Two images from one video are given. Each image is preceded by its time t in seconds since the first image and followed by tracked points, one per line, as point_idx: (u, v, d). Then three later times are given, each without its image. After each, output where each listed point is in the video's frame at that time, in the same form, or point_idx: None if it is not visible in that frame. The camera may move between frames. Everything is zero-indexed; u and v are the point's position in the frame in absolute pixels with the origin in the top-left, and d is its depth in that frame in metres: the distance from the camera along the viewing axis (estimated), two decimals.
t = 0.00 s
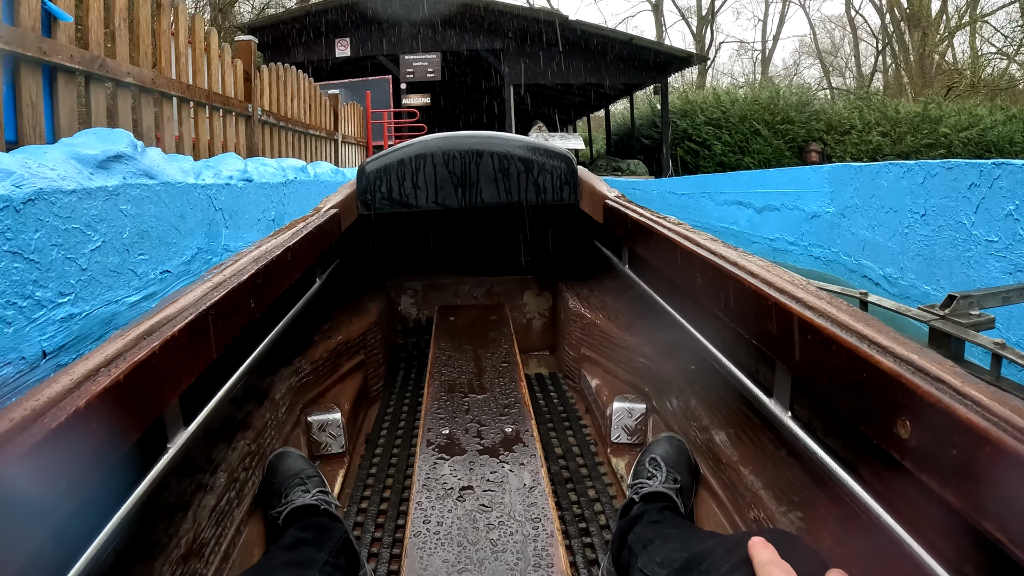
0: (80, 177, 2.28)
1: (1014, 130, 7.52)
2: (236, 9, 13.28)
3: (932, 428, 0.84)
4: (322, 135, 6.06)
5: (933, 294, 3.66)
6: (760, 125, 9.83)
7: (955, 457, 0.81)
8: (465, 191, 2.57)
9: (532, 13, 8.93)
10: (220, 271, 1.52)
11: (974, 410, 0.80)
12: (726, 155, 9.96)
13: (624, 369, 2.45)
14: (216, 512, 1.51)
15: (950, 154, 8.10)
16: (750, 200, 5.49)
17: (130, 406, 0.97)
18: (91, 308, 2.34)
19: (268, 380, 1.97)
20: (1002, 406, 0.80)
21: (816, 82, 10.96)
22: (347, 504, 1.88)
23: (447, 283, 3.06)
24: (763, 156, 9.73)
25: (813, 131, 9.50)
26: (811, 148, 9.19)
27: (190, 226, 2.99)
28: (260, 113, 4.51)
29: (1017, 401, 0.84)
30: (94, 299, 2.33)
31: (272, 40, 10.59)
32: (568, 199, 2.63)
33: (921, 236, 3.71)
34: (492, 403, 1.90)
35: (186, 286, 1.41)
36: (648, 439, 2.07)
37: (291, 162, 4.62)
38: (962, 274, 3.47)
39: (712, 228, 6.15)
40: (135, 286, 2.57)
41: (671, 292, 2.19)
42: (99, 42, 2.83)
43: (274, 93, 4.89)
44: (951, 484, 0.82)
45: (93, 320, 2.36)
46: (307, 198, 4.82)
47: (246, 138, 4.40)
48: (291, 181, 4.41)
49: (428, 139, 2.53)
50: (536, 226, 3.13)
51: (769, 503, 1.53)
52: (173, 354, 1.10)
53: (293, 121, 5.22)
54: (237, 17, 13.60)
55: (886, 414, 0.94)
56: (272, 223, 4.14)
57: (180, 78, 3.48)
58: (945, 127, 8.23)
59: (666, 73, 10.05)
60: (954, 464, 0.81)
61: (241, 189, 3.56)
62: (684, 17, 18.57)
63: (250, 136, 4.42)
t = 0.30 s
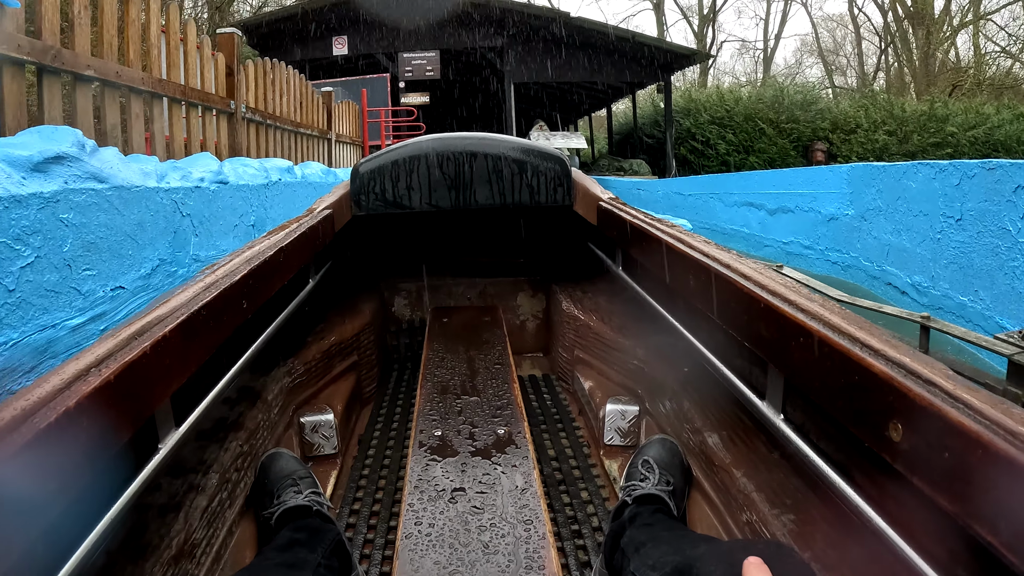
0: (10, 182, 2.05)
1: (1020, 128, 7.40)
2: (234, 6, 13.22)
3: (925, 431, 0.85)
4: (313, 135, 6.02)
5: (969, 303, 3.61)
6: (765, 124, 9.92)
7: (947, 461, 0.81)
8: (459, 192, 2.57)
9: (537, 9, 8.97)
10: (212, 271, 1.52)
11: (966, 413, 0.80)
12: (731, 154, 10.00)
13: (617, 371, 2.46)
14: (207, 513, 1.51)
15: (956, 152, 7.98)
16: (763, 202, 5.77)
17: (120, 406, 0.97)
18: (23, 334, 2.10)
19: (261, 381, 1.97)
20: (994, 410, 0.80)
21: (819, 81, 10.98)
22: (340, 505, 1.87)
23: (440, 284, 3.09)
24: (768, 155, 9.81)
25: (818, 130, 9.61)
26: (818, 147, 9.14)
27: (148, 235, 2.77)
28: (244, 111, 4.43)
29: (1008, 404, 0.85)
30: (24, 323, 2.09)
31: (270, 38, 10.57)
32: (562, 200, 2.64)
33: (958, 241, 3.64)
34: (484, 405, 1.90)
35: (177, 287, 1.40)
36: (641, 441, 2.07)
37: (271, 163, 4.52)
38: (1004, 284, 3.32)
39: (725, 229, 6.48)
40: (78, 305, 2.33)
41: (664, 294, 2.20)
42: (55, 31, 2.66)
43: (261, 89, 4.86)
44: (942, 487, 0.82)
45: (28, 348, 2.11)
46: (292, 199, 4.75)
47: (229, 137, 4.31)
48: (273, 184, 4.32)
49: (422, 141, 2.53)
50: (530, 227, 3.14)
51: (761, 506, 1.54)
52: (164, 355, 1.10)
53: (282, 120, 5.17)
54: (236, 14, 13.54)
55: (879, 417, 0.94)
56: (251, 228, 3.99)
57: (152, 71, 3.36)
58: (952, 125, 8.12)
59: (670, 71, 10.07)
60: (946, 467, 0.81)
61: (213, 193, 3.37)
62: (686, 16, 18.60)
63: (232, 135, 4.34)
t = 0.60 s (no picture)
0: None
1: None
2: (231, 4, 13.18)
3: (917, 432, 0.85)
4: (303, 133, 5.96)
5: (1009, 315, 3.36)
6: (769, 123, 9.95)
7: (939, 461, 0.82)
8: (454, 193, 2.58)
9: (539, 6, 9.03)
10: (208, 269, 1.52)
11: (959, 413, 0.81)
12: (736, 154, 10.13)
13: (612, 372, 2.46)
14: (200, 512, 1.50)
15: (962, 153, 7.61)
16: (774, 203, 5.81)
17: (113, 403, 0.97)
18: None
19: (256, 380, 1.97)
20: (986, 410, 0.81)
21: (822, 80, 10.95)
22: (333, 505, 1.87)
23: (435, 285, 3.07)
24: (772, 155, 9.86)
25: (823, 129, 9.59)
26: (823, 147, 9.20)
27: (98, 243, 2.65)
28: (226, 107, 4.36)
29: (1000, 404, 0.86)
30: None
31: (269, 35, 10.57)
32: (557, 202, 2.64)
33: (997, 248, 3.39)
34: (479, 405, 1.90)
35: (172, 284, 1.40)
36: (635, 442, 2.08)
37: (251, 164, 4.42)
38: None
39: (735, 231, 6.56)
40: (10, 329, 2.20)
41: (659, 296, 2.21)
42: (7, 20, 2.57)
43: (245, 85, 4.78)
44: (935, 486, 0.83)
45: None
46: (276, 202, 4.65)
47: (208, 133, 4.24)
48: (255, 184, 4.22)
49: (417, 141, 2.54)
50: (526, 228, 3.14)
51: (755, 507, 1.54)
52: (157, 352, 1.10)
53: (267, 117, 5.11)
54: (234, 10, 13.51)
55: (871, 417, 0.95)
56: (230, 234, 3.87)
57: (120, 64, 3.28)
58: (958, 123, 7.75)
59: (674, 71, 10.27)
60: (939, 467, 0.82)
61: (181, 197, 3.26)
62: (687, 15, 18.61)
63: (214, 131, 4.27)
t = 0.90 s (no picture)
0: None
1: None
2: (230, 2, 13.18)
3: (916, 433, 0.85)
4: (298, 131, 5.89)
5: None
6: (775, 121, 9.96)
7: (937, 461, 0.82)
8: (453, 193, 2.58)
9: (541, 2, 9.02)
10: (207, 269, 1.53)
11: (955, 414, 0.81)
12: (740, 152, 10.10)
13: (611, 374, 2.47)
14: (199, 511, 1.50)
15: (970, 152, 7.51)
16: (790, 205, 5.73)
17: (112, 400, 0.97)
18: None
19: (255, 380, 1.97)
20: (983, 410, 0.81)
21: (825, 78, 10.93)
22: (332, 505, 1.87)
23: (435, 285, 3.09)
24: (777, 153, 9.84)
25: (829, 127, 9.51)
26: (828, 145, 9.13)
27: (49, 256, 2.46)
28: (211, 103, 4.18)
29: (997, 404, 0.86)
30: None
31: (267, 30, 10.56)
32: (557, 203, 2.65)
33: None
34: (477, 405, 1.90)
35: (171, 283, 1.40)
36: (634, 443, 2.08)
37: (235, 163, 4.25)
38: None
39: (748, 232, 6.50)
40: None
41: (658, 297, 2.21)
42: None
43: (231, 79, 4.64)
44: (933, 487, 0.83)
45: None
46: (264, 203, 4.51)
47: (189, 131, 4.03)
48: (238, 185, 4.05)
49: (417, 142, 2.54)
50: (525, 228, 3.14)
51: (754, 509, 1.54)
52: (155, 351, 1.10)
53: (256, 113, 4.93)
54: (234, 8, 13.52)
55: (869, 418, 0.95)
56: (209, 240, 3.69)
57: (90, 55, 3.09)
58: (966, 122, 7.64)
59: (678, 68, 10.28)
60: (937, 467, 0.82)
61: (150, 200, 3.06)
62: (688, 14, 18.60)
63: (197, 128, 4.08)
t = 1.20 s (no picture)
0: None
1: None
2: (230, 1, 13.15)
3: (921, 428, 0.85)
4: (291, 128, 5.76)
5: None
6: (781, 118, 9.80)
7: (941, 456, 0.81)
8: (455, 193, 2.58)
9: None
10: (209, 271, 1.53)
11: (959, 408, 0.81)
12: (746, 150, 9.99)
13: (615, 372, 2.46)
14: (204, 512, 1.50)
15: (978, 149, 7.57)
16: (808, 205, 5.61)
17: (116, 402, 0.97)
18: None
19: (258, 382, 1.97)
20: (987, 404, 0.81)
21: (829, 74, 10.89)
22: (337, 506, 1.87)
23: (437, 285, 3.09)
24: (784, 151, 9.73)
25: (836, 125, 9.39)
26: (835, 143, 9.10)
27: None
28: (194, 97, 4.01)
29: (1001, 398, 0.86)
30: None
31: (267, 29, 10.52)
32: (559, 202, 2.64)
33: None
34: (481, 405, 1.90)
35: (174, 285, 1.40)
36: (639, 442, 2.07)
37: (217, 164, 4.04)
38: None
39: (760, 233, 6.45)
40: None
41: (662, 295, 2.20)
42: None
43: (218, 74, 4.46)
44: (937, 482, 0.82)
45: None
46: (251, 205, 4.31)
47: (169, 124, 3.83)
48: (220, 186, 3.81)
49: (419, 142, 2.54)
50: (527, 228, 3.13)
51: (758, 505, 1.53)
52: (158, 353, 1.10)
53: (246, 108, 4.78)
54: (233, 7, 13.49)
55: (873, 414, 0.94)
56: (184, 246, 3.43)
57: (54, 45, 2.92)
58: (974, 119, 7.69)
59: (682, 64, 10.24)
60: (942, 462, 0.81)
61: (114, 205, 2.80)
62: (691, 11, 18.54)
63: (180, 126, 3.89)
